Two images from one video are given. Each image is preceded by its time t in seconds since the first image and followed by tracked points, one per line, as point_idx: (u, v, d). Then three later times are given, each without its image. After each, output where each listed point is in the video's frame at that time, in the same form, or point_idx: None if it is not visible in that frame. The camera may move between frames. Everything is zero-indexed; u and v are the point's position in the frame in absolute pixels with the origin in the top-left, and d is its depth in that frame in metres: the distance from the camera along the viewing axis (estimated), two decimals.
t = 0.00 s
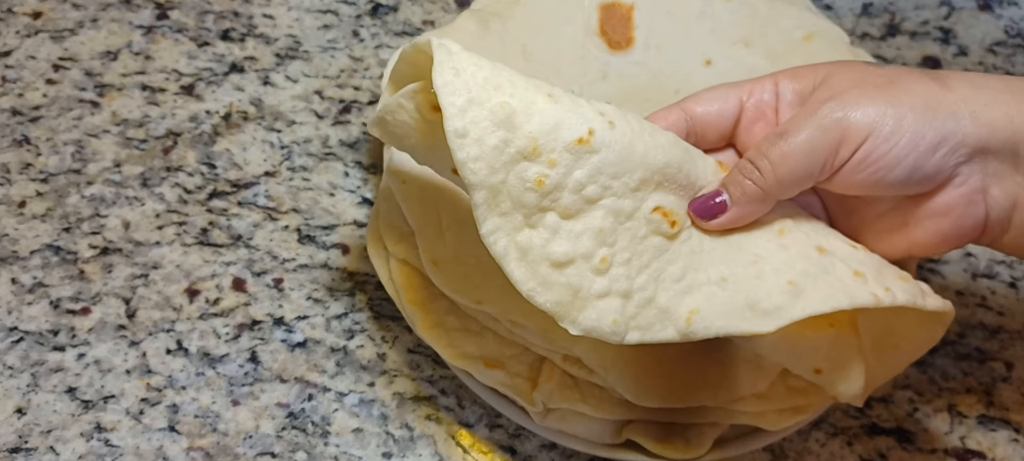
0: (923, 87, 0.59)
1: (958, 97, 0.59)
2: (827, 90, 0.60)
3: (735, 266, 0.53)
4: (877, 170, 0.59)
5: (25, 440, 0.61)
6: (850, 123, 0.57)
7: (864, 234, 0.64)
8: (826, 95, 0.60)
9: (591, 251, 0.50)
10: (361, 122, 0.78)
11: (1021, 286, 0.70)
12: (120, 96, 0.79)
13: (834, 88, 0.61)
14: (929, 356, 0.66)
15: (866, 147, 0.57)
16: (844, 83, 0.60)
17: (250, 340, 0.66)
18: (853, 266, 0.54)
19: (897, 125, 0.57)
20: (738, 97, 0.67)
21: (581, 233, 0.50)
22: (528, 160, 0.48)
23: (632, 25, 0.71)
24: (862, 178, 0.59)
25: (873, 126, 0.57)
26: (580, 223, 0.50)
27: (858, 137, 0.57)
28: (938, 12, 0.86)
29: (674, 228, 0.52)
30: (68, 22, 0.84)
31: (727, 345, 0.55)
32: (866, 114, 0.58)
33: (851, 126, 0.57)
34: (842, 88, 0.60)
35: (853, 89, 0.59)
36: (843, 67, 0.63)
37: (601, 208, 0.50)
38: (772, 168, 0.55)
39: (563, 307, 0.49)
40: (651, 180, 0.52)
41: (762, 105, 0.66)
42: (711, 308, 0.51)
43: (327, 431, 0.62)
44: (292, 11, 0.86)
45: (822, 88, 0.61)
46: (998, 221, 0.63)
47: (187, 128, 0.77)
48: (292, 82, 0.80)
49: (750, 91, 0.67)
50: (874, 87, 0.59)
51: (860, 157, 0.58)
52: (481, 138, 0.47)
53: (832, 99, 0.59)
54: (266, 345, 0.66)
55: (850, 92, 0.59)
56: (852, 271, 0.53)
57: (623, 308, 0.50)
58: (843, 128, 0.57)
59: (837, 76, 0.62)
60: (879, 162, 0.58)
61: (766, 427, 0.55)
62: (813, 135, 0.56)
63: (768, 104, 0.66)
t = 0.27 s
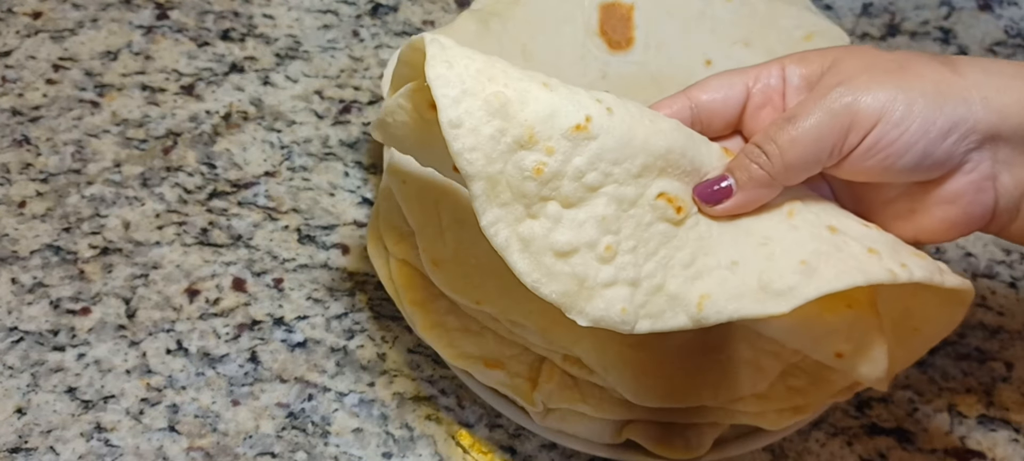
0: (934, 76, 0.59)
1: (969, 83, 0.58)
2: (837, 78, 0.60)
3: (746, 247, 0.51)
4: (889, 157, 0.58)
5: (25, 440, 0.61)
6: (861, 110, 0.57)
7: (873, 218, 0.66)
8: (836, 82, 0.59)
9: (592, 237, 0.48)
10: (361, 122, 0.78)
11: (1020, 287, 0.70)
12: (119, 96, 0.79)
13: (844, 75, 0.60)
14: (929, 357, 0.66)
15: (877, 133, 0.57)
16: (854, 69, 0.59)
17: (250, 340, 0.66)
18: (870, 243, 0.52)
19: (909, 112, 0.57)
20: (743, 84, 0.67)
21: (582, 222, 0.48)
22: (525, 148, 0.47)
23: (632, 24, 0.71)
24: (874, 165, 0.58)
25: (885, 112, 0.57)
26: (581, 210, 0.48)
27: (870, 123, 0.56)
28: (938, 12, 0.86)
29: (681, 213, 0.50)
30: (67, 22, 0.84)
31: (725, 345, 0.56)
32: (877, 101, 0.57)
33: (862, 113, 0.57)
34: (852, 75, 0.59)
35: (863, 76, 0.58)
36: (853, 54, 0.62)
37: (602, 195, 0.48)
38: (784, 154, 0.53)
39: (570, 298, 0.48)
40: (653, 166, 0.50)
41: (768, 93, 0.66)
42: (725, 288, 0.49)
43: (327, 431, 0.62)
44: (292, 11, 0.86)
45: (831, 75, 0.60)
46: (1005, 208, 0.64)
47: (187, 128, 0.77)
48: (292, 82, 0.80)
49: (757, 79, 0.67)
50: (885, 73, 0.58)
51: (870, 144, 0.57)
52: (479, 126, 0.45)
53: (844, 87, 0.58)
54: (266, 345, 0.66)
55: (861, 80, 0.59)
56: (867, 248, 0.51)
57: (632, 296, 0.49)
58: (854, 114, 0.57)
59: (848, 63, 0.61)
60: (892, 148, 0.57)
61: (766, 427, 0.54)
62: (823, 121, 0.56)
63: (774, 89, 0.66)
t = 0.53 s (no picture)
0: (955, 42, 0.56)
1: (994, 48, 0.56)
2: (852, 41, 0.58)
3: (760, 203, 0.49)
4: (904, 125, 0.57)
5: (25, 440, 0.62)
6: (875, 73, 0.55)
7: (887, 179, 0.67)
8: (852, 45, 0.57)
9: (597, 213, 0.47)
10: (361, 122, 0.78)
11: (1021, 287, 0.70)
12: (119, 96, 0.79)
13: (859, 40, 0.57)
14: (930, 357, 0.66)
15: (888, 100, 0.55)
16: (874, 31, 0.57)
17: (250, 340, 0.66)
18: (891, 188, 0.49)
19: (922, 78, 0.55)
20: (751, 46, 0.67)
21: (577, 210, 0.48)
22: (507, 150, 0.50)
23: (632, 24, 0.71)
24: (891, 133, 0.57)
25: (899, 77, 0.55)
26: (576, 197, 0.48)
27: (886, 90, 0.55)
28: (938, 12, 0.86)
29: (688, 178, 0.49)
30: (68, 22, 0.84)
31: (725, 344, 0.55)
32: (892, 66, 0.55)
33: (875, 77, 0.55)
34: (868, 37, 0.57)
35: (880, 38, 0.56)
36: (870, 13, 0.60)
37: (595, 181, 0.49)
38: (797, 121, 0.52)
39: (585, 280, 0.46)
40: (649, 138, 0.50)
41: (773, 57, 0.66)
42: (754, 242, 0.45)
43: (327, 431, 0.62)
44: (292, 10, 0.86)
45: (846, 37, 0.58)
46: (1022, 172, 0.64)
47: (187, 128, 0.77)
48: (292, 82, 0.80)
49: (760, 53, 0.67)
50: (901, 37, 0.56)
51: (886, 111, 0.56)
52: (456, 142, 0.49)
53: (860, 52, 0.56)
54: (266, 345, 0.66)
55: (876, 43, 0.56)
56: (893, 188, 0.48)
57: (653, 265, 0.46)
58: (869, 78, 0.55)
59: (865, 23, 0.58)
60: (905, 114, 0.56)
61: (766, 427, 0.55)
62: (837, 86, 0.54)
63: (780, 52, 0.66)
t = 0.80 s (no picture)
0: (980, 36, 0.53)
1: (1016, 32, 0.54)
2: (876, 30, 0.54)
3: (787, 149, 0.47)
4: (931, 112, 0.53)
5: (25, 440, 0.62)
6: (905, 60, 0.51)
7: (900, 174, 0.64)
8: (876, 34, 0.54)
9: (618, 165, 0.46)
10: (361, 122, 0.78)
11: (1021, 286, 0.70)
12: (119, 96, 0.79)
13: (889, 26, 0.54)
14: (929, 356, 0.66)
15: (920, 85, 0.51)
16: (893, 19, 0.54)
17: (250, 340, 0.66)
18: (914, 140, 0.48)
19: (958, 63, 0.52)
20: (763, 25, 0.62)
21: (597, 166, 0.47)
22: (529, 112, 0.49)
23: (632, 24, 0.71)
24: (919, 121, 0.54)
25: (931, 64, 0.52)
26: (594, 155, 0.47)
27: (918, 76, 0.51)
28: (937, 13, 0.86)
29: (705, 134, 0.48)
30: (67, 22, 0.84)
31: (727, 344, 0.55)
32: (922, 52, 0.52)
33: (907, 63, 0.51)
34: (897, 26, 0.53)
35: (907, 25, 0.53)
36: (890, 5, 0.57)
37: (613, 139, 0.48)
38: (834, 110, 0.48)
39: (606, 228, 0.45)
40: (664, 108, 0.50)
41: (794, 40, 0.61)
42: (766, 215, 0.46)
43: (327, 431, 0.62)
44: (292, 10, 0.86)
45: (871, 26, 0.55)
46: None
47: (187, 128, 0.77)
48: (292, 82, 0.80)
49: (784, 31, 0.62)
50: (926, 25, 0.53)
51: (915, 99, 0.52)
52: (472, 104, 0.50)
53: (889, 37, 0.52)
54: (266, 345, 0.66)
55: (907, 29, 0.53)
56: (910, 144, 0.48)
57: (671, 213, 0.45)
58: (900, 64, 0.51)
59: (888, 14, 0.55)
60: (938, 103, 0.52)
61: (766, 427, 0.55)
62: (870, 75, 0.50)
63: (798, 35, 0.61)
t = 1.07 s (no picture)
0: (978, 86, 0.43)
1: None
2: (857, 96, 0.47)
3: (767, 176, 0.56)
4: (951, 187, 0.46)
5: (29, 438, 0.62)
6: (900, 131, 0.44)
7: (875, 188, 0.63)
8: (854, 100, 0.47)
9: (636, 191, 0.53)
10: (362, 123, 0.79)
11: (1018, 286, 0.70)
12: (122, 97, 0.80)
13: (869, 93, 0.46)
14: (926, 355, 0.67)
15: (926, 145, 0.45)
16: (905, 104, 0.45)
17: (252, 339, 0.66)
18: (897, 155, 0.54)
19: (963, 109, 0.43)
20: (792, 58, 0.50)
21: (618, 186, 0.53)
22: (559, 130, 0.55)
23: (632, 27, 0.70)
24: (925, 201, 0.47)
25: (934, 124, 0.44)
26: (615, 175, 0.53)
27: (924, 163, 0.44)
28: (935, 14, 0.86)
29: (709, 171, 0.54)
30: (70, 24, 0.85)
31: (726, 341, 0.56)
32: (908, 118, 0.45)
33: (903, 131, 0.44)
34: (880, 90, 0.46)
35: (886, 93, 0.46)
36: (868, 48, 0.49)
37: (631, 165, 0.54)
38: (839, 205, 0.44)
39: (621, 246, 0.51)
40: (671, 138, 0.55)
41: (845, 70, 0.47)
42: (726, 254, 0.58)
43: (329, 429, 0.63)
44: (294, 12, 0.86)
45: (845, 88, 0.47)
46: None
47: (189, 129, 0.78)
48: (294, 84, 0.81)
49: (829, 54, 0.49)
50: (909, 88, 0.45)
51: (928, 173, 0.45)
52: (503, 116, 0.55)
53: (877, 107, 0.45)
54: (268, 344, 0.66)
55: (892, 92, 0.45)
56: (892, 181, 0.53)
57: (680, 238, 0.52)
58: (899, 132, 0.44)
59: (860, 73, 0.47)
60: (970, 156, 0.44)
61: (764, 424, 0.56)
62: (864, 149, 0.44)
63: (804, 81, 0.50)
